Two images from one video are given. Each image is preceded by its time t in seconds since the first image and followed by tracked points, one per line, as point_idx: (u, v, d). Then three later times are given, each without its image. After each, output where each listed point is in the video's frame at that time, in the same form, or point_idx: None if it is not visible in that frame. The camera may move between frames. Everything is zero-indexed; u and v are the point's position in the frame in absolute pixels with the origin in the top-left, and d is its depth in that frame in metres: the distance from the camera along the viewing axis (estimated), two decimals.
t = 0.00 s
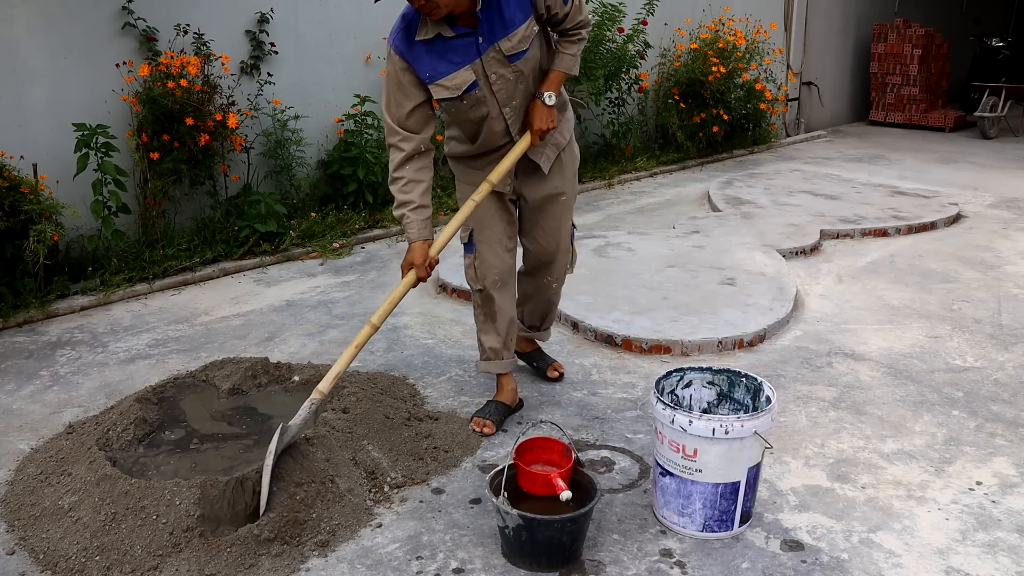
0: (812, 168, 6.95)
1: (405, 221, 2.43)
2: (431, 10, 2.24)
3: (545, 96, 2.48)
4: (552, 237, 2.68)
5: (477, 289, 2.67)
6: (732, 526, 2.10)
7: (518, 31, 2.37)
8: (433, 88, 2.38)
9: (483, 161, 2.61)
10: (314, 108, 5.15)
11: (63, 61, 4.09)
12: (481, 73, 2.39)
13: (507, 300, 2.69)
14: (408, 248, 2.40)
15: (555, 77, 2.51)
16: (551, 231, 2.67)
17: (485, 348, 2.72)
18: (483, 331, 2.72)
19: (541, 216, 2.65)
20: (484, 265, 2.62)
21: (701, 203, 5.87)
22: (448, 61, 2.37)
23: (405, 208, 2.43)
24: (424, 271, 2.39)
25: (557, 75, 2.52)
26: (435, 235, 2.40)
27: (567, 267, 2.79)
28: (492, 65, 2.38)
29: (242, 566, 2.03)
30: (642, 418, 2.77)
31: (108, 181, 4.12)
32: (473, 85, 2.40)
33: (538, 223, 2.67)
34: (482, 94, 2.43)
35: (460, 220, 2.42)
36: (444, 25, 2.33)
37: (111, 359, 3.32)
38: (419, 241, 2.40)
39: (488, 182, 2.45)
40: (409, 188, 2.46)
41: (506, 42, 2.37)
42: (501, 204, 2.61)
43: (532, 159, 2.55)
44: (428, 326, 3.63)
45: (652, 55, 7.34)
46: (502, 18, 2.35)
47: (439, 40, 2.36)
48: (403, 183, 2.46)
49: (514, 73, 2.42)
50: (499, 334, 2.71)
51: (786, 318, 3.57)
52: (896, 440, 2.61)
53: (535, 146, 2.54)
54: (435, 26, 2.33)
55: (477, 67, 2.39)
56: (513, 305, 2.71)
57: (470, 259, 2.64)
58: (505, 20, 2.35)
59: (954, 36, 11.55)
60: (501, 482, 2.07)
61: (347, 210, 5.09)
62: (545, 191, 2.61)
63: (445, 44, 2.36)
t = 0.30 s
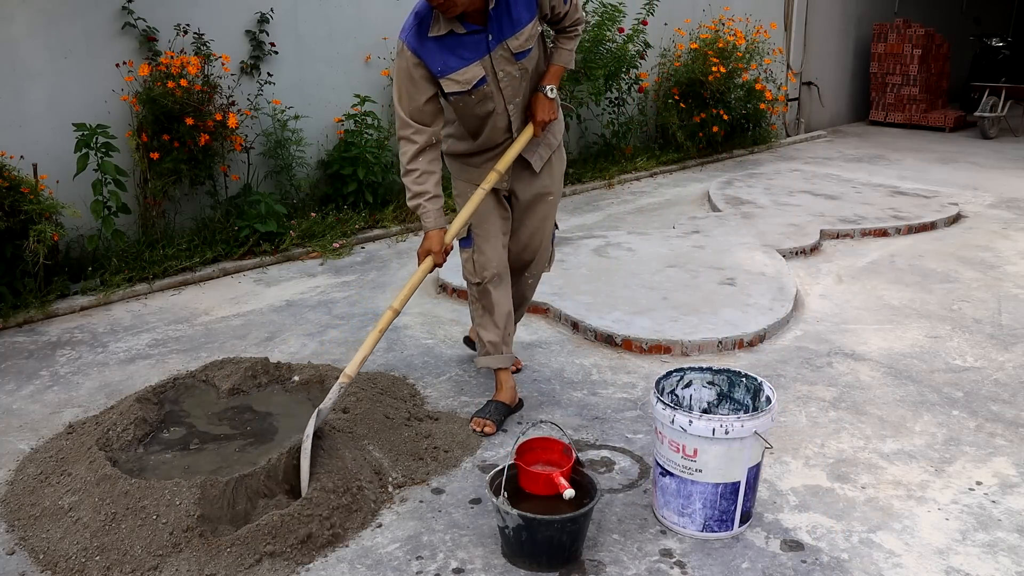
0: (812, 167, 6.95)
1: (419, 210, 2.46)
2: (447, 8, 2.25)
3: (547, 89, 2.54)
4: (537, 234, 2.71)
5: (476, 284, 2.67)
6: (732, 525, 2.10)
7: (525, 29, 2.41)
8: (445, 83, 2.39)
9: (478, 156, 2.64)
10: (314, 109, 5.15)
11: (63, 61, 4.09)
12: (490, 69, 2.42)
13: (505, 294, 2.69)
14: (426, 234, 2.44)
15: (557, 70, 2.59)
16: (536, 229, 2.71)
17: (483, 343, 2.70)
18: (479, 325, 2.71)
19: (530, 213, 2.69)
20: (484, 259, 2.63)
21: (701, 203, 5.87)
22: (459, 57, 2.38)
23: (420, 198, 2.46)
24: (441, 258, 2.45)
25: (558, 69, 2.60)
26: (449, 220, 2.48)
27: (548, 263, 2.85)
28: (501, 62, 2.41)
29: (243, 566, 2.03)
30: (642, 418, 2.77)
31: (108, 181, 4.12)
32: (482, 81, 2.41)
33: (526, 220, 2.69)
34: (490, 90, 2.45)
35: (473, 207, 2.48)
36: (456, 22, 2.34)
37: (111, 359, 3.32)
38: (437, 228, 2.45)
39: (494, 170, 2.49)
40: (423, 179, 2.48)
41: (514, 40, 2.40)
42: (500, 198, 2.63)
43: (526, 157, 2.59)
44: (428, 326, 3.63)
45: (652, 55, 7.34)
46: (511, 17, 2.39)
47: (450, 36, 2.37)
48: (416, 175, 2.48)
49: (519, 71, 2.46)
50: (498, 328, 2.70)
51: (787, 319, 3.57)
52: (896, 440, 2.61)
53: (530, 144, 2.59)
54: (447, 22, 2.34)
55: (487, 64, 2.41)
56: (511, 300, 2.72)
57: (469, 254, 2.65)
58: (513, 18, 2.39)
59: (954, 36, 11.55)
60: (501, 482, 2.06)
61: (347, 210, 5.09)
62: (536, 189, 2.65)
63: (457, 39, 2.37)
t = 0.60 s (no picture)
0: (812, 167, 6.95)
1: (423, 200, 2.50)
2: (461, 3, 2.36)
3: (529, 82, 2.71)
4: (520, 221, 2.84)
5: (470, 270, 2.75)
6: (732, 526, 2.10)
7: (522, 30, 2.57)
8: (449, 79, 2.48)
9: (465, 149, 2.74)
10: (314, 109, 5.15)
11: (63, 61, 4.09)
12: (490, 67, 2.54)
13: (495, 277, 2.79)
14: (429, 222, 2.50)
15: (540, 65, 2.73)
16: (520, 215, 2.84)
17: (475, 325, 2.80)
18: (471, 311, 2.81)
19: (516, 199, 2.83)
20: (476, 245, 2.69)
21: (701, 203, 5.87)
22: (463, 54, 2.48)
23: (425, 186, 2.48)
24: (446, 243, 2.52)
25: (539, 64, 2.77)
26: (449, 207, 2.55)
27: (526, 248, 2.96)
28: (500, 61, 2.54)
29: (242, 566, 2.03)
30: (643, 418, 2.77)
31: (108, 181, 4.12)
32: (483, 77, 2.53)
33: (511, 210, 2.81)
34: (489, 86, 2.57)
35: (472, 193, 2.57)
36: (463, 21, 2.45)
37: (111, 359, 3.32)
38: (439, 216, 2.52)
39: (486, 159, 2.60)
40: (426, 169, 2.50)
41: (512, 40, 2.55)
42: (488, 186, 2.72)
43: (513, 148, 2.72)
44: (428, 326, 3.63)
45: (652, 55, 7.34)
46: (509, 19, 2.53)
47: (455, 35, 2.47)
48: (420, 165, 2.50)
49: (514, 68, 2.61)
50: (489, 310, 2.80)
51: (787, 319, 3.57)
52: (896, 440, 2.61)
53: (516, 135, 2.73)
54: (454, 21, 2.43)
55: (487, 62, 2.53)
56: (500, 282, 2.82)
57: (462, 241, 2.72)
58: (511, 21, 2.54)
59: (954, 36, 11.55)
60: (502, 482, 2.06)
61: (347, 210, 5.08)
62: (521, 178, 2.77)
63: (461, 37, 2.47)
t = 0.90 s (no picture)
0: (812, 167, 6.95)
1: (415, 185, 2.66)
2: None
3: (502, 64, 2.87)
4: (486, 222, 2.97)
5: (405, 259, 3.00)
6: (732, 525, 2.10)
7: (497, 24, 2.71)
8: (426, 69, 2.63)
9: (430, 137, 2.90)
10: (314, 109, 5.15)
11: (63, 61, 4.09)
12: (465, 58, 2.70)
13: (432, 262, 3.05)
14: (424, 206, 2.68)
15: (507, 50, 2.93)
16: (486, 217, 2.97)
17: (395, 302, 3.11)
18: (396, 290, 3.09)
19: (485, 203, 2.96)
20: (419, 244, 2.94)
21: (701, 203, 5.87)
22: (441, 46, 2.63)
23: (415, 172, 2.66)
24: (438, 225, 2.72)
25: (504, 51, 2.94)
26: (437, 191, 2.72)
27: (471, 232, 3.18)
28: (475, 54, 2.71)
29: (243, 566, 2.03)
30: (642, 418, 2.77)
31: (108, 181, 4.12)
32: (459, 69, 2.70)
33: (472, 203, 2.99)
34: (463, 76, 2.73)
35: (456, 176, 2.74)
36: (443, 14, 2.58)
37: (111, 359, 3.32)
38: (432, 199, 2.69)
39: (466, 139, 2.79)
40: (414, 155, 2.68)
41: (488, 33, 2.70)
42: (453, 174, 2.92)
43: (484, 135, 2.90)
44: (428, 326, 3.63)
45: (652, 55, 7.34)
46: (486, 14, 2.68)
47: (434, 26, 2.61)
48: (409, 152, 2.67)
49: (489, 61, 2.77)
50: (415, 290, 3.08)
51: (787, 319, 3.57)
52: (896, 440, 2.61)
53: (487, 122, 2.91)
54: (435, 13, 2.57)
55: (463, 53, 2.69)
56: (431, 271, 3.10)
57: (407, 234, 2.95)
58: (488, 15, 2.69)
59: (954, 36, 11.55)
60: (501, 482, 2.06)
61: (347, 210, 5.08)
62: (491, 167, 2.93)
63: (440, 28, 2.61)
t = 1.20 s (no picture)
0: (813, 168, 6.95)
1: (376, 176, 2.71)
2: None
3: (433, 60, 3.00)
4: (433, 222, 3.07)
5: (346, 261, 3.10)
6: (732, 525, 2.10)
7: (436, 22, 2.83)
8: (382, 67, 2.69)
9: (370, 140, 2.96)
10: (314, 109, 5.15)
11: (63, 60, 4.09)
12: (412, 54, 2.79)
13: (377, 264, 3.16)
14: (387, 194, 2.73)
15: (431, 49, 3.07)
16: (432, 221, 3.07)
17: (335, 305, 3.20)
18: (336, 292, 3.19)
19: (433, 206, 3.05)
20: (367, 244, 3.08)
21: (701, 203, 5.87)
22: (394, 44, 2.69)
23: (374, 164, 2.71)
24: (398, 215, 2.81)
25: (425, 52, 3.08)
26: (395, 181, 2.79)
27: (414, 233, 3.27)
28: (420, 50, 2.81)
29: (243, 566, 2.02)
30: (643, 418, 2.77)
31: (108, 181, 4.12)
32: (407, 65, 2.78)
33: (414, 206, 3.07)
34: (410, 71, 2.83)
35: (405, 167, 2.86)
36: (396, 13, 2.64)
37: (111, 359, 3.32)
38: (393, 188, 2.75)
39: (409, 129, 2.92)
40: (371, 150, 2.72)
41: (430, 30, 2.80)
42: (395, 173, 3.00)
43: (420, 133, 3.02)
44: (428, 326, 3.63)
45: (652, 55, 7.34)
46: (428, 12, 2.78)
47: (387, 25, 2.65)
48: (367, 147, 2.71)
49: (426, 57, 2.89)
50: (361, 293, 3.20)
51: (787, 319, 3.57)
52: (896, 440, 2.61)
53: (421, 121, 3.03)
54: (390, 12, 2.61)
55: (411, 50, 2.78)
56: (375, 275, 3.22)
57: (353, 240, 3.05)
58: (430, 13, 2.79)
59: (954, 36, 11.55)
60: (502, 482, 2.06)
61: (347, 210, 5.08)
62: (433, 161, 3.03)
63: (392, 27, 2.66)
